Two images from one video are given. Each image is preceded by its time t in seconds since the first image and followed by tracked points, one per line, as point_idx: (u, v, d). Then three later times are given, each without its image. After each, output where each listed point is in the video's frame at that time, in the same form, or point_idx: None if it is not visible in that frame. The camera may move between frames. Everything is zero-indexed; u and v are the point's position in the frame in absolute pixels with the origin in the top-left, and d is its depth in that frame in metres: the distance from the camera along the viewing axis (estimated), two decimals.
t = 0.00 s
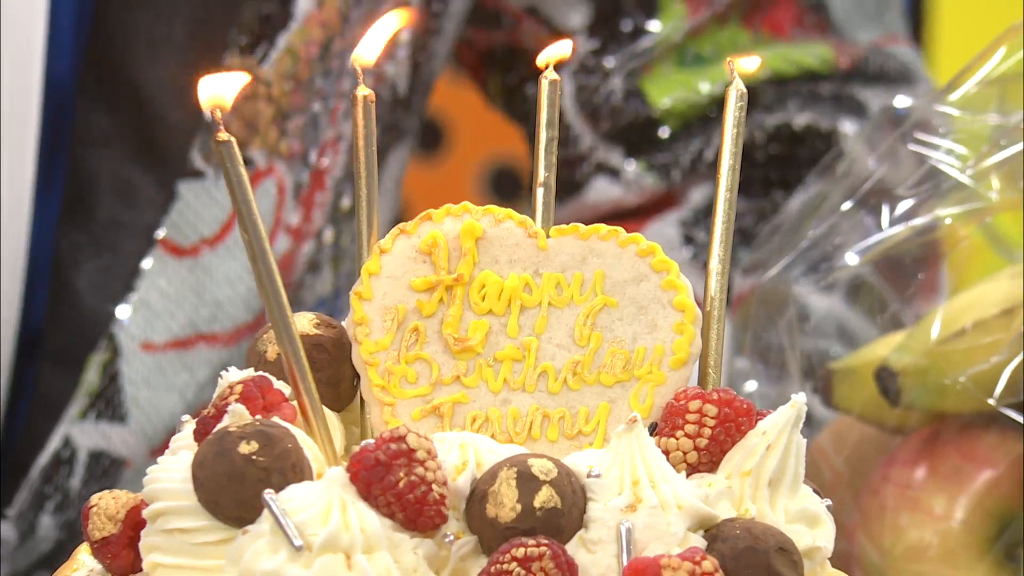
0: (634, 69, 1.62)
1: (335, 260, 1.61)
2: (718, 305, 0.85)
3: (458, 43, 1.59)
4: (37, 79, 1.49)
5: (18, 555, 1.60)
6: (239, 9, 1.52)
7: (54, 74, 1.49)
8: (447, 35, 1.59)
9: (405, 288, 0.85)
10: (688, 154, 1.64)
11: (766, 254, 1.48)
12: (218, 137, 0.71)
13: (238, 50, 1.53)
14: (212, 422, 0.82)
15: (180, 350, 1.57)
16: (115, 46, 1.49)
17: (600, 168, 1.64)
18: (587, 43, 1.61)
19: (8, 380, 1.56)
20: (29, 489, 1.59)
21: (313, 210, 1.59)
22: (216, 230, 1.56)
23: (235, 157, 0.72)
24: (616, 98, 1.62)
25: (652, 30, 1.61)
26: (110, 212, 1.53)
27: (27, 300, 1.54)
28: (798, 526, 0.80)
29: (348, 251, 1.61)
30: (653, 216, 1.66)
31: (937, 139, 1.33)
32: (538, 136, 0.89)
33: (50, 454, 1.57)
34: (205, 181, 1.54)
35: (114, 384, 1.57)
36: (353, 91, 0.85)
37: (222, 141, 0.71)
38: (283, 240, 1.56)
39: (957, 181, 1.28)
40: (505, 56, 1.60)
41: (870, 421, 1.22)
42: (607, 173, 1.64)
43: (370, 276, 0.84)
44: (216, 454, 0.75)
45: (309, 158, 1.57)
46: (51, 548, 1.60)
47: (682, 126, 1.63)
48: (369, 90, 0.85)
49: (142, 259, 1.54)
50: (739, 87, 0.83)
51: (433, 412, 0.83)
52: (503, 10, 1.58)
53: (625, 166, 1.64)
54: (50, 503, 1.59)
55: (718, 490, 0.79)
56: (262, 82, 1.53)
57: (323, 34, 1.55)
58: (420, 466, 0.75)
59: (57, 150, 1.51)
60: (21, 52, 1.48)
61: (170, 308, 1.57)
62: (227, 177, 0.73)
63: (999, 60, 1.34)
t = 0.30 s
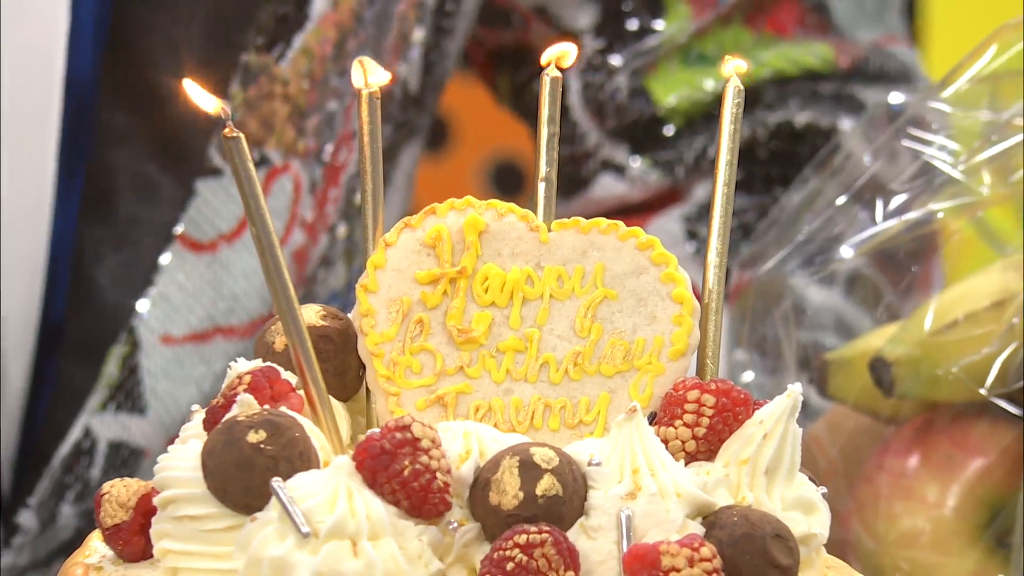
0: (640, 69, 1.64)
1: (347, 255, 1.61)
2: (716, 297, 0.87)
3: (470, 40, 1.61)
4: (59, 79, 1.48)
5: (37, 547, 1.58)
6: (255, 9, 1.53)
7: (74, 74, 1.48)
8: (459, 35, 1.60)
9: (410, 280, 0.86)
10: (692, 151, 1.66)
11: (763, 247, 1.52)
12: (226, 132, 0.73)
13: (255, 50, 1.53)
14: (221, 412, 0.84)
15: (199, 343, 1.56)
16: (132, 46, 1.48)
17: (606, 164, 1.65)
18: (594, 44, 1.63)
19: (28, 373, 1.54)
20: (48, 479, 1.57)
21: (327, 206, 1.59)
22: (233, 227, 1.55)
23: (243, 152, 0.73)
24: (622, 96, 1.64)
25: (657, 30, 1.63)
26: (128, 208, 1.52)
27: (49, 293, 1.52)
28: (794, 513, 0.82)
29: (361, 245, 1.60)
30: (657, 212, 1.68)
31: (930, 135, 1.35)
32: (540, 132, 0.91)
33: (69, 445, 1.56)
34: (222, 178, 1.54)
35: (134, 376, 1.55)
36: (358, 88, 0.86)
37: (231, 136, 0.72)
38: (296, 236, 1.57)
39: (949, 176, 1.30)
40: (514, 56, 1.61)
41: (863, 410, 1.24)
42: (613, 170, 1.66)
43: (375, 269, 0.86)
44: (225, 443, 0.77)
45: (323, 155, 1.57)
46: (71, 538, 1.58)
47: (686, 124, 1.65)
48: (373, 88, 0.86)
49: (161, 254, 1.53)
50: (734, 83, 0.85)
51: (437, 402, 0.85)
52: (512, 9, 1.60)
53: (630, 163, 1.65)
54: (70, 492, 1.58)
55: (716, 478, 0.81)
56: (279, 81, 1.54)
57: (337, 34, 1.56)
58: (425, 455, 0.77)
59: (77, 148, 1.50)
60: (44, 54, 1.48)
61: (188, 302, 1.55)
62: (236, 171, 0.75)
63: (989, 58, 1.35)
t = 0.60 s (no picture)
0: (640, 68, 1.66)
1: (355, 252, 1.64)
2: (716, 291, 0.89)
3: (473, 43, 1.63)
4: (72, 81, 1.49)
5: (51, 537, 1.59)
6: (263, 11, 1.54)
7: (87, 73, 1.49)
8: (461, 37, 1.62)
9: (416, 275, 0.88)
10: (690, 149, 1.68)
11: (760, 242, 1.55)
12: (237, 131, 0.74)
13: (263, 52, 1.55)
14: (233, 403, 0.86)
15: (209, 338, 1.59)
16: (142, 48, 1.50)
17: (606, 162, 1.67)
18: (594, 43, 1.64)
19: (42, 370, 1.55)
20: (61, 471, 1.57)
21: (334, 203, 1.61)
22: (243, 224, 1.58)
23: (254, 150, 0.75)
24: (621, 96, 1.66)
25: (656, 31, 1.65)
26: (139, 208, 1.53)
27: (61, 288, 1.53)
28: (791, 502, 0.84)
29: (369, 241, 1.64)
30: (656, 208, 1.70)
31: (924, 133, 1.38)
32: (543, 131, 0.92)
33: (83, 438, 1.56)
34: (233, 176, 1.56)
35: (146, 370, 1.56)
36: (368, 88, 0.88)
37: (242, 135, 0.74)
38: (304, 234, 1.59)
39: (944, 173, 1.33)
40: (514, 57, 1.63)
41: (858, 402, 1.26)
42: (613, 168, 1.67)
43: (383, 263, 0.88)
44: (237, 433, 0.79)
45: (331, 154, 1.59)
46: (85, 528, 1.59)
47: (684, 123, 1.67)
48: (383, 87, 0.88)
49: (172, 250, 1.55)
50: (734, 81, 0.86)
51: (443, 393, 0.87)
52: (514, 12, 1.62)
53: (630, 161, 1.67)
54: (84, 484, 1.58)
55: (715, 468, 0.83)
56: (288, 81, 1.56)
57: (343, 36, 1.58)
58: (431, 445, 0.79)
59: (90, 148, 1.51)
60: (56, 53, 1.49)
61: (198, 298, 1.58)
62: (247, 169, 0.76)
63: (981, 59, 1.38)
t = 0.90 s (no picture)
0: (640, 68, 1.68)
1: (363, 248, 1.66)
2: (716, 287, 0.92)
3: (478, 44, 1.65)
4: (86, 82, 1.51)
5: (65, 527, 1.60)
6: (273, 13, 1.56)
7: (100, 74, 1.52)
8: (466, 38, 1.64)
9: (424, 271, 0.90)
10: (689, 147, 1.70)
11: (761, 239, 1.57)
12: (250, 129, 0.76)
13: (273, 53, 1.57)
14: (245, 396, 0.89)
15: (220, 334, 1.61)
16: (155, 50, 1.52)
17: (608, 160, 1.69)
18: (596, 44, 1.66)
19: (57, 366, 1.58)
20: (75, 463, 1.58)
21: (343, 202, 1.63)
22: (253, 221, 1.60)
23: (266, 149, 0.77)
24: (623, 95, 1.68)
25: (657, 32, 1.67)
26: (152, 207, 1.55)
27: (75, 285, 1.56)
28: (790, 493, 0.86)
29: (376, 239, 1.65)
30: (657, 205, 1.72)
31: (919, 133, 1.40)
32: (547, 130, 0.95)
33: (96, 431, 1.57)
34: (243, 175, 1.58)
35: (158, 365, 1.58)
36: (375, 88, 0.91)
37: (255, 134, 0.76)
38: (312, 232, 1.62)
39: (938, 171, 1.35)
40: (519, 56, 1.66)
41: (854, 394, 1.29)
42: (615, 165, 1.69)
43: (391, 260, 0.90)
44: (249, 426, 0.81)
45: (339, 155, 1.62)
46: (99, 519, 1.60)
47: (684, 122, 1.69)
48: (390, 88, 0.90)
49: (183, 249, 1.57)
50: (735, 82, 0.89)
51: (450, 387, 0.89)
52: (518, 14, 1.65)
53: (632, 159, 1.69)
54: (98, 476, 1.59)
55: (716, 459, 0.85)
56: (295, 83, 1.58)
57: (351, 37, 1.60)
58: (439, 437, 0.81)
59: (104, 148, 1.53)
60: (69, 53, 1.51)
61: (210, 294, 1.60)
62: (259, 166, 0.78)
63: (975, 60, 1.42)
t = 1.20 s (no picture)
0: (643, 66, 1.69)
1: (370, 239, 1.69)
2: (714, 284, 0.94)
3: (484, 43, 1.67)
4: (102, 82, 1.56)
5: (82, 511, 1.61)
6: (286, 11, 1.58)
7: (117, 73, 1.55)
8: (472, 37, 1.66)
9: (429, 269, 0.93)
10: (691, 144, 1.72)
11: (760, 236, 1.58)
12: (257, 132, 0.78)
13: (287, 50, 1.59)
14: (254, 391, 0.91)
15: (235, 324, 1.62)
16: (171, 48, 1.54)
17: (611, 157, 1.71)
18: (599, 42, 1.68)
19: (74, 358, 1.64)
20: (93, 449, 1.60)
21: (355, 193, 1.66)
22: (267, 214, 1.62)
23: (275, 150, 0.79)
24: (627, 93, 1.70)
25: (659, 31, 1.69)
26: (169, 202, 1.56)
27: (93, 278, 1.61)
28: (788, 485, 0.89)
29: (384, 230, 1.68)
30: (660, 201, 1.74)
31: (913, 134, 1.42)
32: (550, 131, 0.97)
33: (114, 419, 1.58)
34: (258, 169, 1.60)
35: (175, 354, 1.59)
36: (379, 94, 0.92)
37: (263, 137, 0.78)
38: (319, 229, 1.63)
39: (932, 172, 1.38)
40: (525, 55, 1.68)
41: (850, 388, 1.30)
42: (619, 162, 1.71)
43: (397, 258, 0.92)
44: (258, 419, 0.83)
45: (350, 146, 1.64)
46: (115, 504, 1.62)
47: (686, 119, 1.71)
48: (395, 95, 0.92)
49: (200, 241, 1.58)
50: (733, 86, 0.91)
51: (454, 382, 0.91)
52: (525, 13, 1.67)
53: (634, 155, 1.71)
54: (115, 462, 1.60)
55: (714, 453, 0.87)
56: (310, 79, 1.60)
57: (363, 35, 1.61)
58: (443, 431, 0.83)
59: (121, 145, 1.57)
60: (86, 53, 1.55)
61: (225, 285, 1.61)
62: (267, 166, 0.80)
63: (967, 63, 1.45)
